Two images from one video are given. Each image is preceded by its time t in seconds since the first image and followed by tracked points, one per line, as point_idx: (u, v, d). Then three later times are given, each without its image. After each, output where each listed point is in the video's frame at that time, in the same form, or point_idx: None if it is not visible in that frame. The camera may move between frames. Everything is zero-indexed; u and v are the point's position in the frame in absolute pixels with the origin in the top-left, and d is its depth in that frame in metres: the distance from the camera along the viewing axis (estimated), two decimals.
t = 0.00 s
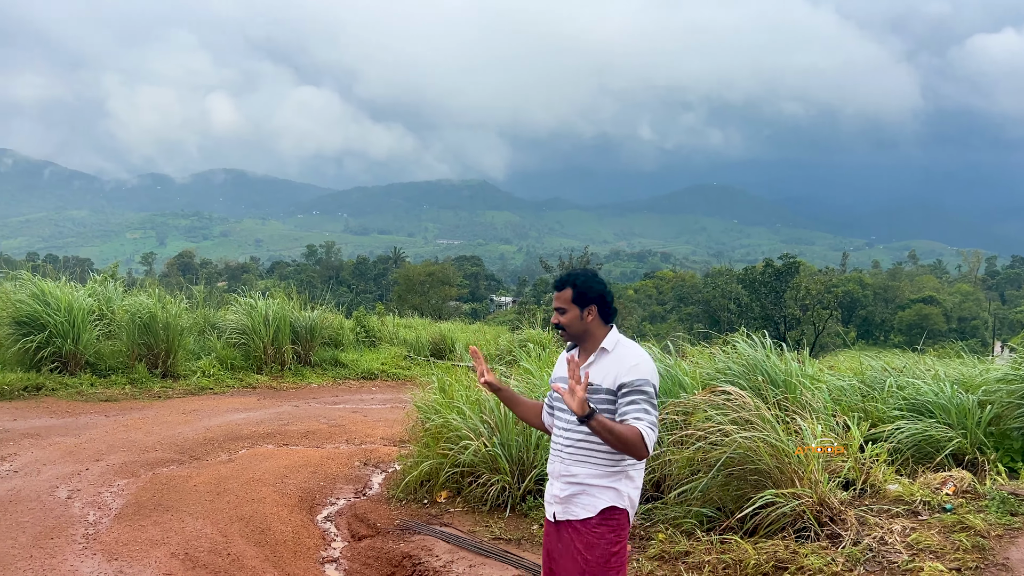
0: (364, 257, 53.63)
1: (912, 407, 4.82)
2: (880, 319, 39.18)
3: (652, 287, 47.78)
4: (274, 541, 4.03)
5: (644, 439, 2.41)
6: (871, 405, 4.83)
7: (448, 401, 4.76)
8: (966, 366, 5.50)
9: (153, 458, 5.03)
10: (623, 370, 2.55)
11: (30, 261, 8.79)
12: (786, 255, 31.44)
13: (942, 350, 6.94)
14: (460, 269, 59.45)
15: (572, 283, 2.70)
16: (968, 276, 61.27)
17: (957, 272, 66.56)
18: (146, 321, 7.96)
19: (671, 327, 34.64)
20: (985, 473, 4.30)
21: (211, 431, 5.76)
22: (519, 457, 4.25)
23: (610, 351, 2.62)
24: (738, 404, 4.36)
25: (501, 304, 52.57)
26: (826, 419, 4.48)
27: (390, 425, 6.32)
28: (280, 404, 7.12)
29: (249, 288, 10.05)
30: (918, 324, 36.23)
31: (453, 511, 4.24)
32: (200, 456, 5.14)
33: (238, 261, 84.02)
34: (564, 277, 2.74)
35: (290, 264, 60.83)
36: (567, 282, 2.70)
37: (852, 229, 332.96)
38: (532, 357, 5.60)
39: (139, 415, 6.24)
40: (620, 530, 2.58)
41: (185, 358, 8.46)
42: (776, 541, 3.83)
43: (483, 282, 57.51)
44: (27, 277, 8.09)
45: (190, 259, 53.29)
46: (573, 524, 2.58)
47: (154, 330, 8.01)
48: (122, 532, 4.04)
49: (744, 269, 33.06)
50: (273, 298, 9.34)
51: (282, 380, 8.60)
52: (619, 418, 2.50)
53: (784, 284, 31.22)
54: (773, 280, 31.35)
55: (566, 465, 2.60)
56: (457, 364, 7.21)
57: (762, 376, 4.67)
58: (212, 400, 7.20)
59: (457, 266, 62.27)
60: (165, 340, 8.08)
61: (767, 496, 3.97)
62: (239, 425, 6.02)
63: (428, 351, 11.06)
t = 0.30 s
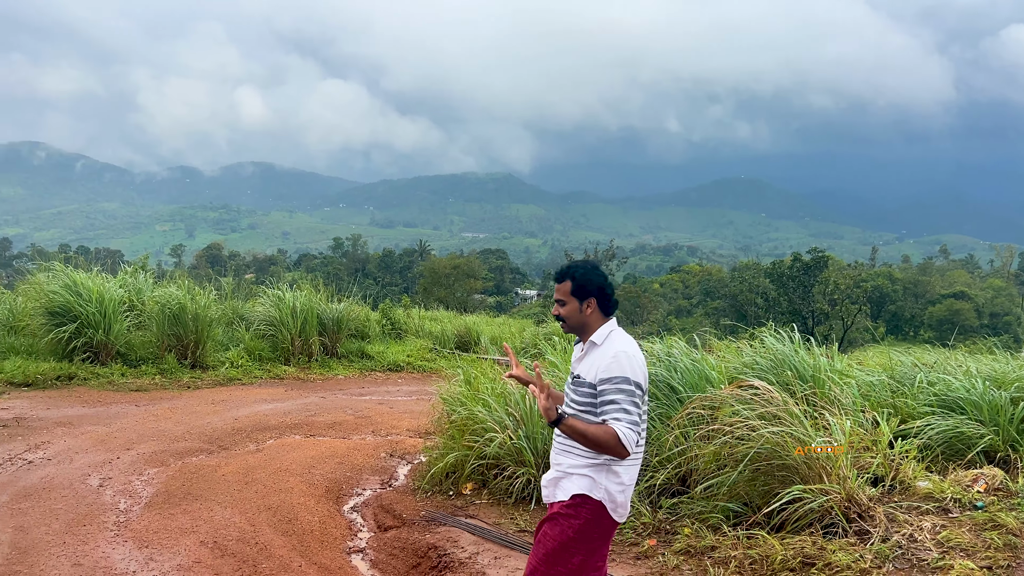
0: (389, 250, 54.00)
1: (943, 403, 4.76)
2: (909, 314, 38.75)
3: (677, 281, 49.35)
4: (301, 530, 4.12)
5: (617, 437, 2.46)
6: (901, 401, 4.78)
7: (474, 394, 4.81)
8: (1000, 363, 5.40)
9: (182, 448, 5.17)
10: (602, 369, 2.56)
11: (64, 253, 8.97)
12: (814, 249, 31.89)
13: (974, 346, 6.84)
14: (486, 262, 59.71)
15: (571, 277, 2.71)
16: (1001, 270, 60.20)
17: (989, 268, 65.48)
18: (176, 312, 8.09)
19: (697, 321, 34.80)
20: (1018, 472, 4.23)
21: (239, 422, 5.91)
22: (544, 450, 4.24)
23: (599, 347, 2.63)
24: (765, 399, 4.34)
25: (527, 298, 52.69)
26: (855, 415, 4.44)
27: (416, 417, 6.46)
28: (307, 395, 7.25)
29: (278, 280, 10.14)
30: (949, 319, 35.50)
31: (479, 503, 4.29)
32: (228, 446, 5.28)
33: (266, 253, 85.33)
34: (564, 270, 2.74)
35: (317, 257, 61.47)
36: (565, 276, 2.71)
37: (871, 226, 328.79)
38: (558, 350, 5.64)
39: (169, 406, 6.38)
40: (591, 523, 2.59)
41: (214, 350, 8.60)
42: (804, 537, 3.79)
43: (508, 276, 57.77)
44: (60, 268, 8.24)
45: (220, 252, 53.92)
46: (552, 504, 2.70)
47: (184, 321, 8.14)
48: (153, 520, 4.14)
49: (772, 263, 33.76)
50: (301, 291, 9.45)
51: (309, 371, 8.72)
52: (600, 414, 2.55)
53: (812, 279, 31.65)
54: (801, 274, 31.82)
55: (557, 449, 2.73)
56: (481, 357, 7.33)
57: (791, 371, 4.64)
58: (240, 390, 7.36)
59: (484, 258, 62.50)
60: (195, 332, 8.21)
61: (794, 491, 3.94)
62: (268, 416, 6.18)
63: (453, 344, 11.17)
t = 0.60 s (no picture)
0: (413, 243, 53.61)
1: (973, 400, 4.70)
2: (939, 310, 38.38)
3: (703, 275, 50.83)
4: (327, 522, 4.17)
5: (586, 443, 2.40)
6: (930, 398, 4.74)
7: (498, 387, 4.85)
8: None
9: (208, 439, 5.24)
10: (579, 373, 2.51)
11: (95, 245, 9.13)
12: (842, 244, 32.06)
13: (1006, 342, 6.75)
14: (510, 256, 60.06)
15: (561, 278, 2.69)
16: None
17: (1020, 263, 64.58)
18: (203, 304, 8.18)
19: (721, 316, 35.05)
20: None
21: (265, 413, 6.01)
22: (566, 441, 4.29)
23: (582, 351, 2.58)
24: (792, 395, 4.30)
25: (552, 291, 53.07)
26: (883, 411, 4.41)
27: (440, 410, 6.54)
28: (332, 387, 7.38)
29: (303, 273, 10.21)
30: (979, 316, 35.04)
31: (503, 496, 4.32)
32: (255, 437, 5.37)
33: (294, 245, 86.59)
34: (556, 271, 2.73)
35: (341, 250, 62.12)
36: (555, 277, 2.69)
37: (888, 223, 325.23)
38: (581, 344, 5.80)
39: (197, 396, 6.49)
40: (576, 525, 2.57)
41: (241, 342, 8.71)
42: (830, 533, 3.76)
43: (532, 269, 58.23)
44: (90, 260, 8.36)
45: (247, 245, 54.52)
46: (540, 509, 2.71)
47: (211, 313, 8.24)
48: (180, 510, 4.20)
49: (799, 258, 34.02)
50: (326, 283, 9.52)
51: (334, 363, 8.82)
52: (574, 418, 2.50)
53: (839, 274, 31.94)
54: (828, 269, 32.28)
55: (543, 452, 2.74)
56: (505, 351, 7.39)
57: (817, 366, 4.62)
58: (265, 382, 7.47)
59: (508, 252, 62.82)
60: (222, 323, 8.31)
61: (820, 488, 3.91)
62: (293, 407, 6.29)
63: (478, 337, 11.28)
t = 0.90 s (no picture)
0: (436, 237, 54.00)
1: (1003, 398, 4.63)
2: (966, 306, 37.85)
3: (726, 271, 51.54)
4: (350, 514, 4.21)
5: (557, 449, 2.39)
6: (958, 396, 4.69)
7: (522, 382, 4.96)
8: None
9: (233, 431, 5.31)
10: (554, 377, 2.49)
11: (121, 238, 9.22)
12: (868, 239, 31.83)
13: None
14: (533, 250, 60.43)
15: (559, 271, 2.67)
16: None
17: None
18: (229, 297, 8.28)
19: (745, 311, 35.12)
20: None
21: (290, 406, 6.08)
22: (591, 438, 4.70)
23: (560, 353, 2.56)
24: (817, 392, 4.27)
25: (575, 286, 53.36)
26: (910, 409, 4.37)
27: (462, 404, 6.59)
28: (356, 380, 7.46)
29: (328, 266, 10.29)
30: (1008, 313, 34.56)
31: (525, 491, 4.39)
32: (280, 429, 5.44)
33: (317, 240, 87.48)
34: (551, 262, 2.69)
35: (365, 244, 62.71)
36: (555, 267, 2.66)
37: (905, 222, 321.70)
38: (606, 339, 6.00)
39: (221, 389, 6.58)
40: (548, 520, 2.55)
41: (265, 335, 8.80)
42: (856, 531, 3.73)
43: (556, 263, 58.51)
44: (117, 253, 8.47)
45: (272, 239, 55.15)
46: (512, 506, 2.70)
47: (237, 307, 8.33)
48: (206, 501, 4.24)
49: (825, 253, 33.84)
50: (351, 277, 9.58)
51: (358, 356, 8.91)
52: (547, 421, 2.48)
53: (865, 269, 31.90)
54: (854, 264, 32.18)
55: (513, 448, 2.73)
56: (528, 345, 7.41)
57: (844, 363, 4.57)
58: (290, 375, 7.58)
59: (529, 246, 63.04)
60: (248, 317, 8.41)
61: (845, 485, 3.87)
62: (317, 400, 6.35)
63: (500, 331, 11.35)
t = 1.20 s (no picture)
0: (458, 232, 54.21)
1: None
2: (994, 303, 37.31)
3: (750, 267, 51.43)
4: (372, 507, 4.24)
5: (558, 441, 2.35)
6: (985, 394, 4.63)
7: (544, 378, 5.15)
8: None
9: (257, 424, 5.37)
10: (553, 367, 2.46)
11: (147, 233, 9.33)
12: (894, 235, 31.61)
13: None
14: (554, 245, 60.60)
15: (558, 264, 2.67)
16: None
17: None
18: (253, 292, 8.36)
19: (768, 307, 35.08)
20: None
21: (312, 399, 6.13)
22: (612, 434, 4.70)
23: (554, 344, 2.54)
24: (842, 389, 4.23)
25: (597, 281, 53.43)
26: (936, 407, 4.32)
27: (484, 399, 6.62)
28: (378, 374, 7.50)
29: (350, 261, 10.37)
30: None
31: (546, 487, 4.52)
32: (302, 423, 5.49)
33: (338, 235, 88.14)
34: (550, 253, 2.69)
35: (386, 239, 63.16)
36: (556, 259, 2.66)
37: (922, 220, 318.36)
38: (627, 335, 5.98)
39: (245, 381, 6.67)
40: (545, 518, 2.52)
41: (289, 329, 8.89)
42: (881, 530, 3.70)
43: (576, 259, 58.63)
44: (143, 247, 8.57)
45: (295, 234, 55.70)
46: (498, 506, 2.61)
47: (261, 301, 8.41)
48: (230, 493, 4.28)
49: (850, 249, 33.67)
50: (373, 271, 9.64)
51: (380, 351, 8.95)
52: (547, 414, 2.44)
53: (891, 266, 31.52)
54: (880, 260, 31.96)
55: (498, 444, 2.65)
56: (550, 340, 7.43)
57: (869, 360, 4.52)
58: (313, 368, 7.65)
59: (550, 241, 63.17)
60: (271, 311, 8.48)
61: (870, 483, 3.83)
62: (339, 394, 6.40)
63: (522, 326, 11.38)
